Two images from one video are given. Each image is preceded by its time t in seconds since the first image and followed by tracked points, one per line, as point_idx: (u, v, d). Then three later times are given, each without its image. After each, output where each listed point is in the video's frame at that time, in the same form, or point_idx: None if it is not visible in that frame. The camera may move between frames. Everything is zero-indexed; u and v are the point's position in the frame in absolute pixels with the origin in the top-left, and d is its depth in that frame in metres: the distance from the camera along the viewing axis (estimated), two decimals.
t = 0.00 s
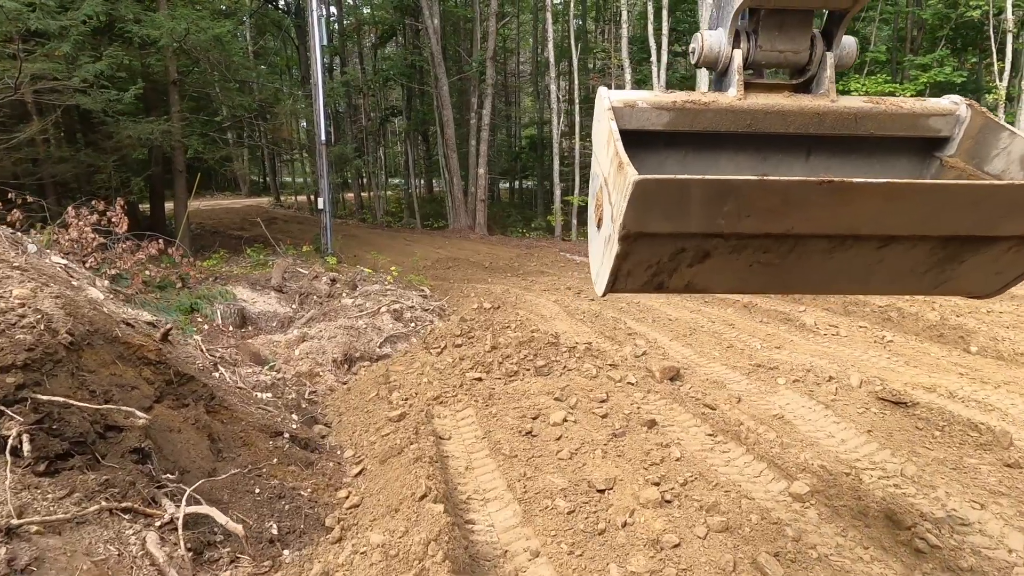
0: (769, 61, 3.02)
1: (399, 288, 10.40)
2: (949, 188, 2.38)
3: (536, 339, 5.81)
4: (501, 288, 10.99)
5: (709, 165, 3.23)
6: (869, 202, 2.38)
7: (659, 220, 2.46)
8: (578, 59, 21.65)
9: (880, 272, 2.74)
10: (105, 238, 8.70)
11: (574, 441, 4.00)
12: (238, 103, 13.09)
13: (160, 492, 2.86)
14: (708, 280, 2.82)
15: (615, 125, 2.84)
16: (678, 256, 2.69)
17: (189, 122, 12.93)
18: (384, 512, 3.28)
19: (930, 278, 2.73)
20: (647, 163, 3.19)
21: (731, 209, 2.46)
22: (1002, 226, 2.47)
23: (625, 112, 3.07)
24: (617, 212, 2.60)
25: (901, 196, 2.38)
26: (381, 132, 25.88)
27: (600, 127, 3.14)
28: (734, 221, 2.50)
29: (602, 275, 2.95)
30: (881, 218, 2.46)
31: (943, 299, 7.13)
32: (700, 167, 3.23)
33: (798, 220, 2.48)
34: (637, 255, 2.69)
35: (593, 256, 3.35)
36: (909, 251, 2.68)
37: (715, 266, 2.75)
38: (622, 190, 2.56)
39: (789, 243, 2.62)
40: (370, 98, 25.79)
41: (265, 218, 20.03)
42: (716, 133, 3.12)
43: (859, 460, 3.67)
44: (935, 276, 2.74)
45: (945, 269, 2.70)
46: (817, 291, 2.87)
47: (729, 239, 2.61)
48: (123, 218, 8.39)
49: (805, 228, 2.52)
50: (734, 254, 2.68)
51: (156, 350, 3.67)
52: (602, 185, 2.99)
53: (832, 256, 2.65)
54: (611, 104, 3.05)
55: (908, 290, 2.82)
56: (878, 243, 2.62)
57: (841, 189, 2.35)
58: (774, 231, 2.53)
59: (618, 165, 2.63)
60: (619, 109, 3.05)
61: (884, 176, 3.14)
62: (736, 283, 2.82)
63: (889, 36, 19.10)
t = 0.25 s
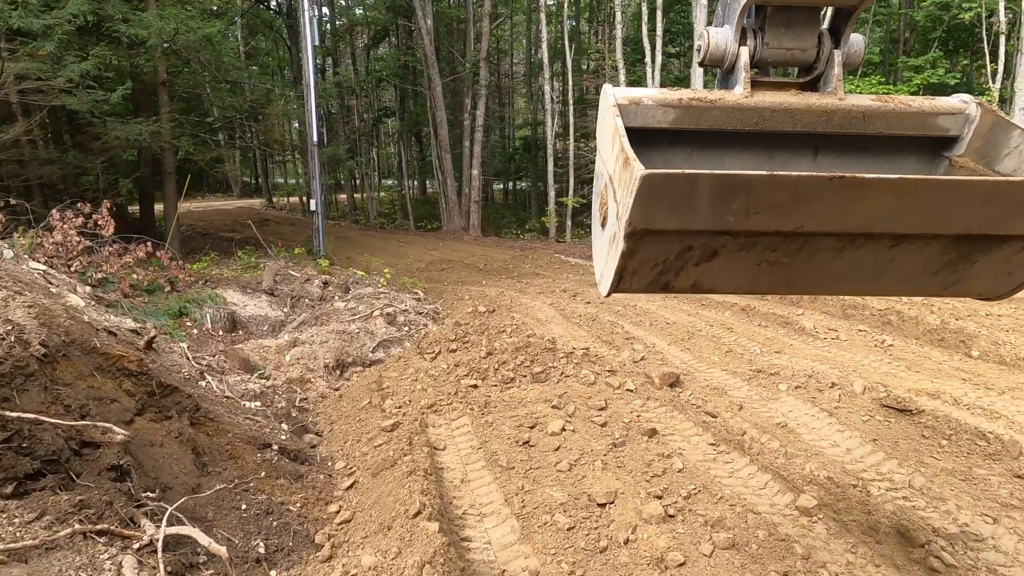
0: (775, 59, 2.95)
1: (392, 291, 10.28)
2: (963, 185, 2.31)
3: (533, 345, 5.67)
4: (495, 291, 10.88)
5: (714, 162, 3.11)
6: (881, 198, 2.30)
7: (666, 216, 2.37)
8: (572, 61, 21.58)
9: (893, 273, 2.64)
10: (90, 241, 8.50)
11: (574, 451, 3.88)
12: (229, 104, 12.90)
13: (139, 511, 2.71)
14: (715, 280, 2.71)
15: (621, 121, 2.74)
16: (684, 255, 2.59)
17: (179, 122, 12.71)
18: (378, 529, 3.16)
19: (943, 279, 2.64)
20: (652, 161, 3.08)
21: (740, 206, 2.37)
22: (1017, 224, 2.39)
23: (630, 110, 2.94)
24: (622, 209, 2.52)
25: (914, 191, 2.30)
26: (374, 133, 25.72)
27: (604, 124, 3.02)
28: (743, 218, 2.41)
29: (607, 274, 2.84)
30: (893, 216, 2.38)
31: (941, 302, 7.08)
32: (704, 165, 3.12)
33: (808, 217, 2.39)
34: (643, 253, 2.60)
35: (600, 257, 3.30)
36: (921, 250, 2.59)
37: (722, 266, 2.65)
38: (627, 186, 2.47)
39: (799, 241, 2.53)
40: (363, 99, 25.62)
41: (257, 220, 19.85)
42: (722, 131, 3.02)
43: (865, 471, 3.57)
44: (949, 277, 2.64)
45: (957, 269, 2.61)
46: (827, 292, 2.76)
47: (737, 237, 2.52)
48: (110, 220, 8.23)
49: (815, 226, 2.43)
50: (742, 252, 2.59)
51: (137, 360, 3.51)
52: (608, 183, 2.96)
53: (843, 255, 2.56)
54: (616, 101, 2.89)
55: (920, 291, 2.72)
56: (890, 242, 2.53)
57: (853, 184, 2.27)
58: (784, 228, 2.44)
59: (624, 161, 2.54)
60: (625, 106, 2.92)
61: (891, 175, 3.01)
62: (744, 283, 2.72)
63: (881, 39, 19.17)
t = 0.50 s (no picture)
0: (775, 61, 2.99)
1: (386, 291, 10.13)
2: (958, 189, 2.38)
3: (531, 347, 5.53)
4: (490, 291, 10.74)
5: (715, 164, 3.18)
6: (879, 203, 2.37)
7: (668, 220, 2.44)
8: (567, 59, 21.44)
9: (890, 274, 2.73)
10: (77, 241, 8.31)
11: (574, 460, 3.75)
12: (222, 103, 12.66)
13: (117, 528, 2.57)
14: (718, 281, 2.79)
15: (623, 125, 2.79)
16: (687, 257, 2.67)
17: (168, 120, 12.48)
18: (371, 545, 3.03)
19: (938, 280, 2.72)
20: (654, 163, 3.13)
21: (741, 210, 2.44)
22: (1010, 226, 2.47)
23: (632, 112, 3.01)
24: (626, 212, 2.59)
25: (910, 196, 2.37)
26: (367, 131, 25.50)
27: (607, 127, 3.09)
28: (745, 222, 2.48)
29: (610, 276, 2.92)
30: (890, 219, 2.45)
31: (942, 303, 7.02)
32: (706, 167, 3.18)
33: (808, 221, 2.46)
34: (646, 256, 2.68)
35: (602, 258, 3.36)
36: (917, 252, 2.67)
37: (724, 267, 2.73)
38: (630, 190, 2.53)
39: (799, 244, 2.60)
40: (357, 98, 25.39)
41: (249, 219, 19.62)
42: (723, 133, 3.07)
43: (875, 480, 3.47)
44: (945, 277, 2.73)
45: (954, 270, 2.69)
46: (825, 293, 2.85)
47: (737, 240, 2.60)
48: (96, 219, 8.04)
49: (815, 230, 2.50)
50: (743, 255, 2.66)
51: (117, 369, 3.45)
52: (609, 184, 2.99)
53: (841, 257, 2.64)
54: (618, 104, 2.99)
55: (916, 291, 2.80)
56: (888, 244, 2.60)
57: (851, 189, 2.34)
58: (784, 232, 2.52)
59: (626, 165, 2.59)
60: (626, 109, 2.99)
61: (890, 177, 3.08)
62: (745, 285, 2.79)
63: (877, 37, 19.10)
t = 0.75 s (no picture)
0: (779, 62, 3.11)
1: (379, 292, 9.97)
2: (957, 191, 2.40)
3: (527, 352, 5.38)
4: (485, 292, 10.59)
5: (718, 164, 3.28)
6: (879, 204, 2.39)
7: (668, 220, 2.48)
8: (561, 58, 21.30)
9: (891, 275, 2.74)
10: (61, 242, 8.10)
11: (573, 470, 3.63)
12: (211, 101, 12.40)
13: (86, 550, 2.40)
14: (718, 282, 2.82)
15: (624, 126, 2.86)
16: (687, 257, 2.71)
17: (155, 118, 12.22)
18: (362, 564, 2.88)
19: (939, 282, 2.73)
20: (657, 164, 3.25)
21: (740, 210, 2.47)
22: (1010, 228, 2.48)
23: (634, 113, 3.12)
24: (626, 212, 2.63)
25: (910, 197, 2.38)
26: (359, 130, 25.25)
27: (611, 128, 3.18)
28: (744, 222, 2.52)
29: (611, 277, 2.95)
30: (889, 221, 2.47)
31: (941, 304, 6.96)
32: (709, 166, 3.29)
33: (808, 222, 2.49)
34: (646, 255, 2.72)
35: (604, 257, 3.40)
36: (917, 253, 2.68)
37: (725, 268, 2.76)
38: (629, 189, 2.59)
39: (799, 245, 2.63)
40: (348, 96, 25.13)
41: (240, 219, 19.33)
42: (726, 134, 3.17)
43: (884, 490, 3.36)
44: (945, 279, 2.74)
45: (954, 272, 2.70)
46: (826, 294, 2.86)
47: (738, 241, 2.63)
48: (80, 219, 7.84)
49: (815, 230, 2.53)
50: (744, 255, 2.69)
51: (92, 380, 3.35)
52: (612, 186, 3.02)
53: (841, 259, 2.66)
54: (618, 105, 3.09)
55: (916, 293, 2.81)
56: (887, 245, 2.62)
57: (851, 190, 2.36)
58: (784, 233, 2.55)
59: (627, 166, 2.64)
60: (627, 109, 3.10)
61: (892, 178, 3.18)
62: (746, 285, 2.82)
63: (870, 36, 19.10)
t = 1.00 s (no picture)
0: (787, 61, 3.02)
1: (373, 293, 9.83)
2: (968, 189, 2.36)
3: (526, 357, 5.23)
4: (481, 293, 10.46)
5: (726, 164, 3.14)
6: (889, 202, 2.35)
7: (676, 220, 2.43)
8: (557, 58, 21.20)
9: (901, 276, 2.69)
10: (48, 244, 7.89)
11: (576, 482, 3.49)
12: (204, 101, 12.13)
13: None
14: (727, 282, 2.77)
15: (632, 125, 2.75)
16: (695, 258, 2.65)
17: (146, 118, 12.01)
18: None
19: (949, 282, 2.68)
20: (662, 163, 3.10)
21: (750, 209, 2.42)
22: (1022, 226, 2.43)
23: (641, 112, 2.99)
24: (634, 212, 2.57)
25: (919, 195, 2.34)
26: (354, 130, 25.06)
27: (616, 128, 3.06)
28: (753, 221, 2.47)
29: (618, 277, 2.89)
30: (899, 219, 2.43)
31: (944, 306, 6.90)
32: (716, 166, 3.14)
33: (817, 221, 2.44)
34: (654, 256, 2.66)
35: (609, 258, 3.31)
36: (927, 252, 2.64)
37: (733, 268, 2.71)
38: (637, 190, 2.48)
39: (809, 244, 2.58)
40: (342, 96, 24.92)
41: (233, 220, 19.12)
42: (733, 133, 3.05)
43: (899, 503, 3.26)
44: (956, 280, 2.69)
45: (966, 273, 2.64)
46: (836, 295, 2.81)
47: (747, 240, 2.58)
48: (67, 220, 7.63)
49: (825, 230, 2.48)
50: (753, 255, 2.65)
51: (70, 393, 3.20)
52: (617, 186, 2.96)
53: (850, 258, 2.61)
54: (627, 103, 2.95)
55: (926, 294, 2.76)
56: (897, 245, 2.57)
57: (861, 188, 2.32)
58: (793, 232, 2.50)
59: (634, 166, 2.54)
60: (636, 109, 2.96)
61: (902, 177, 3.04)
62: (755, 285, 2.77)
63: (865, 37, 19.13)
